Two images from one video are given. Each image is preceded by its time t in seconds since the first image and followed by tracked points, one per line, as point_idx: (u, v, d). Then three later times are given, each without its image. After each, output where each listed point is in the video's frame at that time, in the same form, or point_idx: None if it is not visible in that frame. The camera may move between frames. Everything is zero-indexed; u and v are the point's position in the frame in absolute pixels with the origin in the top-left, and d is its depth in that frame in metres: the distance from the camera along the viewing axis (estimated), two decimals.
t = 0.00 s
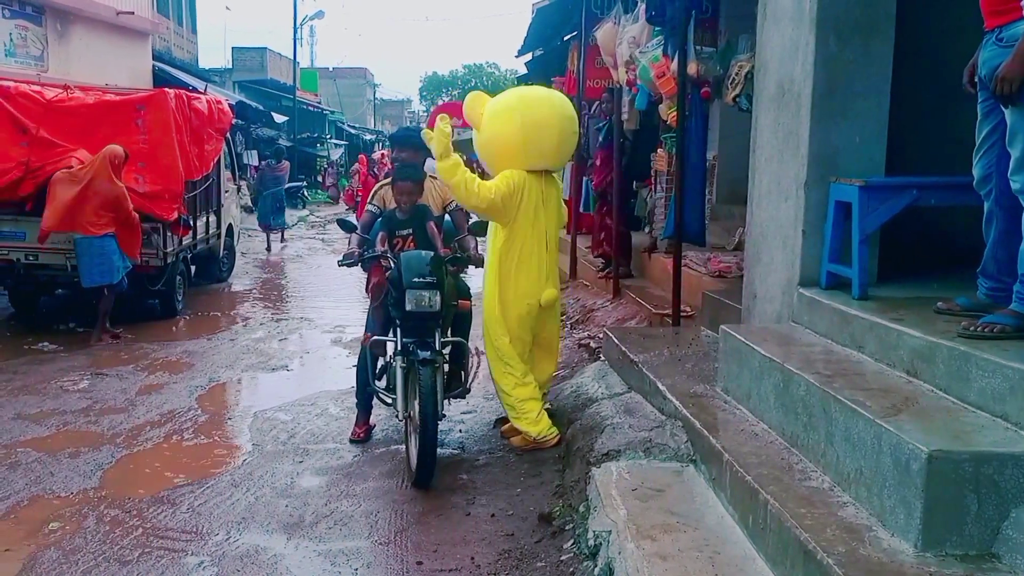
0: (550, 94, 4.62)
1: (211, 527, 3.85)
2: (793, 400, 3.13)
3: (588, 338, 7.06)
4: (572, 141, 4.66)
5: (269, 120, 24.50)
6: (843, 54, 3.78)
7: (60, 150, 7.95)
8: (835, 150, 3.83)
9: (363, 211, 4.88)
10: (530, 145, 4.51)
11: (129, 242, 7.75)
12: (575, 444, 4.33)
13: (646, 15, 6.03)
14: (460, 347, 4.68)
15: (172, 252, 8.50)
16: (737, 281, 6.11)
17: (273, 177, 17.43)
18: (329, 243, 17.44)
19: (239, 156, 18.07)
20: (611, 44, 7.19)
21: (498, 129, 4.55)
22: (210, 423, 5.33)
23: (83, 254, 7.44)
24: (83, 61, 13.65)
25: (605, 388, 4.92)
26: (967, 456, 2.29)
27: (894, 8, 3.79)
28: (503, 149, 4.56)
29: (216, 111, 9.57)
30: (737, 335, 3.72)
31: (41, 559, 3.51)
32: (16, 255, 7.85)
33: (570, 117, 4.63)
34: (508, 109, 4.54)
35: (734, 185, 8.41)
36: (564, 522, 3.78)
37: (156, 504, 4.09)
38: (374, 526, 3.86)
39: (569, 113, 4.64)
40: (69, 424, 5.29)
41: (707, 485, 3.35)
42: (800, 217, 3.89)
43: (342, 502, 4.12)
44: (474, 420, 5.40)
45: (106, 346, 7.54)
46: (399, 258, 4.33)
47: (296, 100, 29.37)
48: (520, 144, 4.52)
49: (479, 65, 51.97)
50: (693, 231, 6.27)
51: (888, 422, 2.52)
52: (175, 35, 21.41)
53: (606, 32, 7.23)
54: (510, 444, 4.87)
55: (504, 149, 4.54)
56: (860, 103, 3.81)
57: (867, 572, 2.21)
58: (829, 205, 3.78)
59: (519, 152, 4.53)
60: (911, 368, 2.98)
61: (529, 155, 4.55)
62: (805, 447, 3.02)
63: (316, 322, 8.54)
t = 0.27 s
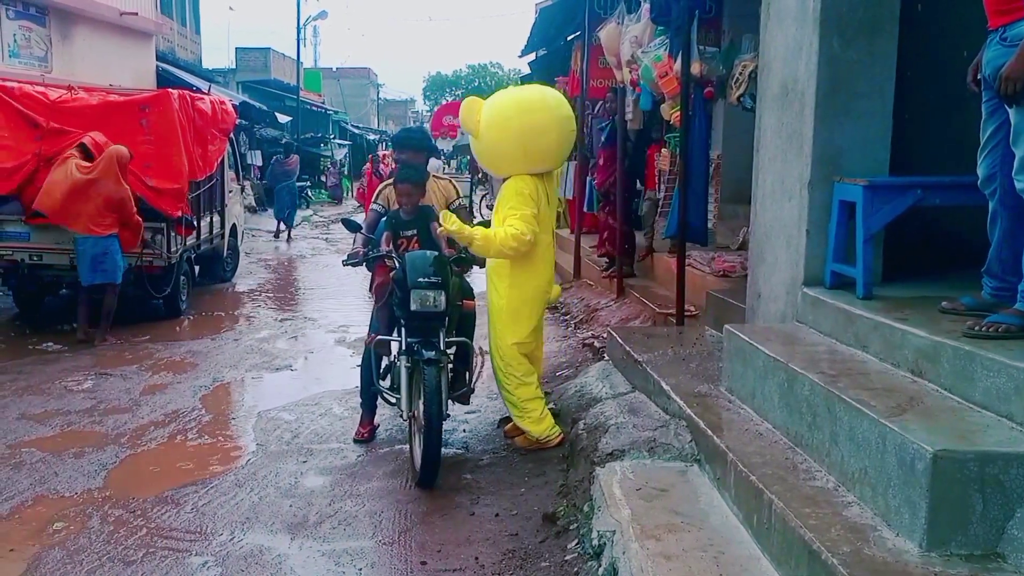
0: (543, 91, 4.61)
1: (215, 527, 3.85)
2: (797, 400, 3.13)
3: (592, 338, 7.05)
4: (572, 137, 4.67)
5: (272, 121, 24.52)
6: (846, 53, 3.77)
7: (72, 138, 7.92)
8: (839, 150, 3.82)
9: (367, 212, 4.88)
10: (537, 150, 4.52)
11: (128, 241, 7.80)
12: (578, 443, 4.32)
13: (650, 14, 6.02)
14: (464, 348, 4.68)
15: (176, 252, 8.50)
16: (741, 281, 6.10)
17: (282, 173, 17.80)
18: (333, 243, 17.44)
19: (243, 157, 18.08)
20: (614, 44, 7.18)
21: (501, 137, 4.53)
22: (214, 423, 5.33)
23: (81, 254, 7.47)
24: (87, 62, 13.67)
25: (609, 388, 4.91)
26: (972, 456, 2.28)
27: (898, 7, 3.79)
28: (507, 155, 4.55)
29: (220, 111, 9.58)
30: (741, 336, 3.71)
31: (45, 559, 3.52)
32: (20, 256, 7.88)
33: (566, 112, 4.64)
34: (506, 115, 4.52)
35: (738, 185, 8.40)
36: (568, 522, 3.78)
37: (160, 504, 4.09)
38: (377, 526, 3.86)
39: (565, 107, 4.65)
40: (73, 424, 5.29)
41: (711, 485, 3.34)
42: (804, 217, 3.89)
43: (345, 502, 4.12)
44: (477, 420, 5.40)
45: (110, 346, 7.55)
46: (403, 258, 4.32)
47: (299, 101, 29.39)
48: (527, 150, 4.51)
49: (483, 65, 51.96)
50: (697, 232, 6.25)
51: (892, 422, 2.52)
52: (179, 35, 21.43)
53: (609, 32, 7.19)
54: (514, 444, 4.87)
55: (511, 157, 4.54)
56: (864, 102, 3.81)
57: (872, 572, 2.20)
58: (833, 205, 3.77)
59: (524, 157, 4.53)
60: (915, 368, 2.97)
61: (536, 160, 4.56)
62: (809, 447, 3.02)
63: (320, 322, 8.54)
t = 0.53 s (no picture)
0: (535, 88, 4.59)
1: (219, 527, 3.85)
2: (801, 400, 3.12)
3: (596, 338, 7.05)
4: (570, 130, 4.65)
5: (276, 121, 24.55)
6: (850, 53, 3.76)
7: (84, 124, 7.89)
8: (842, 149, 3.81)
9: (370, 211, 4.88)
10: (535, 150, 4.51)
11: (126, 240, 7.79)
12: (582, 443, 4.32)
13: (653, 14, 6.01)
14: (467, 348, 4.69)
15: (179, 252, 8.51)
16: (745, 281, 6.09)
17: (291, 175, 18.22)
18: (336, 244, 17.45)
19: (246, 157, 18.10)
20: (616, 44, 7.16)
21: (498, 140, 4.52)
22: (218, 423, 5.34)
23: (76, 253, 7.48)
24: (91, 63, 13.70)
25: (612, 388, 4.91)
26: (977, 456, 2.28)
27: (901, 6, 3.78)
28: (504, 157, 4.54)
29: (223, 111, 9.59)
30: (744, 335, 3.71)
31: (49, 559, 3.52)
32: (25, 256, 7.91)
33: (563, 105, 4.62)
34: (501, 116, 4.50)
35: (741, 184, 8.39)
36: (571, 522, 3.78)
37: (163, 504, 4.10)
38: (381, 526, 3.86)
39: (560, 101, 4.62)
40: (77, 424, 5.30)
41: (715, 485, 3.34)
42: (808, 217, 3.88)
43: (349, 502, 4.12)
44: (481, 420, 5.40)
45: (114, 346, 7.56)
46: (406, 258, 4.32)
47: (302, 101, 29.43)
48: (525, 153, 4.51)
49: (486, 66, 51.96)
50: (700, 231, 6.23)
51: (896, 422, 2.51)
52: (182, 36, 21.46)
53: (609, 31, 7.19)
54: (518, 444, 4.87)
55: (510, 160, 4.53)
56: (867, 101, 3.80)
57: (876, 572, 2.20)
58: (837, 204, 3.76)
59: (521, 158, 4.53)
60: (920, 367, 2.97)
61: (536, 159, 4.55)
62: (814, 447, 3.01)
63: (324, 322, 8.54)
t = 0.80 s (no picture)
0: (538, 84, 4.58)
1: (223, 527, 3.85)
2: (805, 399, 3.12)
3: (598, 338, 7.05)
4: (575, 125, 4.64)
5: (279, 121, 24.56)
6: (853, 52, 3.76)
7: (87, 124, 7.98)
8: (845, 148, 3.81)
9: (372, 211, 4.88)
10: (539, 147, 4.51)
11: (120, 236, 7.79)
12: (585, 443, 4.32)
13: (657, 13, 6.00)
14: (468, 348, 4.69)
15: (182, 252, 8.52)
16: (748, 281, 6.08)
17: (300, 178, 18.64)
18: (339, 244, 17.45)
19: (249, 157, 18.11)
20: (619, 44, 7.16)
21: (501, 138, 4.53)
22: (221, 423, 5.34)
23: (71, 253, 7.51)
24: (95, 64, 13.71)
25: (615, 388, 4.91)
26: (981, 456, 2.27)
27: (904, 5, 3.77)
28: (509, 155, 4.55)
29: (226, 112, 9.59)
30: (747, 335, 3.71)
31: (54, 559, 3.52)
32: (29, 256, 7.94)
33: (567, 101, 4.61)
34: (503, 115, 4.51)
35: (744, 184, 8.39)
36: (575, 522, 3.79)
37: (167, 503, 4.10)
38: (384, 526, 3.86)
39: (565, 97, 4.62)
40: (81, 424, 5.30)
41: (718, 485, 3.34)
42: (811, 216, 3.88)
43: (352, 501, 4.13)
44: (483, 420, 5.40)
45: (117, 346, 7.57)
46: (407, 258, 4.32)
47: (305, 101, 29.45)
48: (529, 150, 4.51)
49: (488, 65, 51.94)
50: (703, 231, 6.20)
51: (900, 422, 2.51)
52: (185, 37, 21.48)
53: (612, 31, 7.19)
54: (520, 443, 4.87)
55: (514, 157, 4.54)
56: (870, 101, 3.79)
57: (881, 572, 2.20)
58: (840, 204, 3.76)
59: (522, 156, 4.53)
60: (924, 367, 2.96)
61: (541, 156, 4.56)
62: (817, 447, 3.01)
63: (326, 322, 8.54)
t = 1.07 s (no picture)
0: (524, 83, 4.59)
1: (225, 526, 3.85)
2: (807, 399, 3.12)
3: (600, 338, 7.04)
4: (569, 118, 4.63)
5: (280, 121, 24.56)
6: (854, 51, 3.76)
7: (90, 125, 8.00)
8: (847, 148, 3.81)
9: (373, 211, 4.89)
10: (536, 147, 4.50)
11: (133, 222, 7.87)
12: (586, 443, 4.32)
13: (658, 13, 6.00)
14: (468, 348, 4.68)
15: (184, 252, 8.52)
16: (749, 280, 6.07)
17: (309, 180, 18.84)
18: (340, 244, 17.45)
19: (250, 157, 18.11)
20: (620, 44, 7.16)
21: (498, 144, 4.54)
22: (223, 423, 5.34)
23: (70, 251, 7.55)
24: (96, 64, 13.72)
25: (616, 388, 4.91)
26: (983, 456, 2.27)
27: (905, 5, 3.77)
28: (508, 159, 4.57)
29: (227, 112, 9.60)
30: (749, 335, 3.71)
31: (56, 559, 3.53)
32: (31, 256, 7.95)
33: (556, 94, 4.60)
34: (492, 120, 4.54)
35: (745, 183, 8.39)
36: (576, 522, 3.79)
37: (169, 503, 4.10)
38: (386, 526, 3.86)
39: (554, 90, 4.61)
40: (83, 424, 5.30)
41: (720, 485, 3.34)
42: (812, 216, 3.88)
43: (353, 501, 4.12)
44: (485, 420, 5.40)
45: (119, 346, 7.57)
46: (406, 257, 4.32)
47: (305, 101, 29.46)
48: (528, 152, 4.51)
49: (488, 65, 51.94)
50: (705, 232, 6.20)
51: (902, 422, 2.51)
52: (186, 37, 21.47)
53: (614, 30, 7.19)
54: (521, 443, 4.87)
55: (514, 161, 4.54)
56: (872, 100, 3.79)
57: (883, 572, 2.20)
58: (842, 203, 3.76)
59: (519, 155, 4.52)
60: (925, 367, 2.96)
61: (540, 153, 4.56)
62: (819, 447, 3.01)
63: (327, 322, 8.54)
